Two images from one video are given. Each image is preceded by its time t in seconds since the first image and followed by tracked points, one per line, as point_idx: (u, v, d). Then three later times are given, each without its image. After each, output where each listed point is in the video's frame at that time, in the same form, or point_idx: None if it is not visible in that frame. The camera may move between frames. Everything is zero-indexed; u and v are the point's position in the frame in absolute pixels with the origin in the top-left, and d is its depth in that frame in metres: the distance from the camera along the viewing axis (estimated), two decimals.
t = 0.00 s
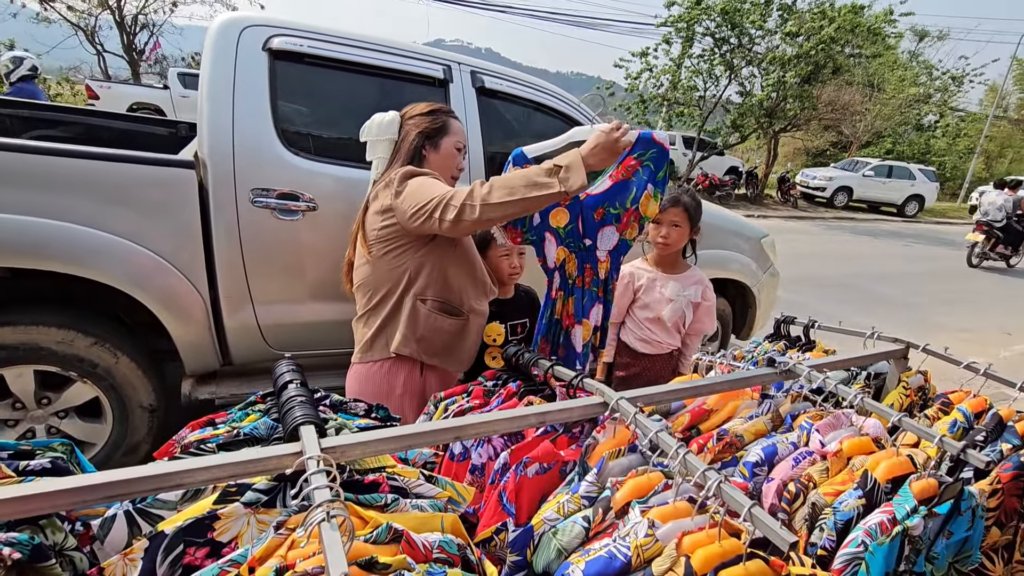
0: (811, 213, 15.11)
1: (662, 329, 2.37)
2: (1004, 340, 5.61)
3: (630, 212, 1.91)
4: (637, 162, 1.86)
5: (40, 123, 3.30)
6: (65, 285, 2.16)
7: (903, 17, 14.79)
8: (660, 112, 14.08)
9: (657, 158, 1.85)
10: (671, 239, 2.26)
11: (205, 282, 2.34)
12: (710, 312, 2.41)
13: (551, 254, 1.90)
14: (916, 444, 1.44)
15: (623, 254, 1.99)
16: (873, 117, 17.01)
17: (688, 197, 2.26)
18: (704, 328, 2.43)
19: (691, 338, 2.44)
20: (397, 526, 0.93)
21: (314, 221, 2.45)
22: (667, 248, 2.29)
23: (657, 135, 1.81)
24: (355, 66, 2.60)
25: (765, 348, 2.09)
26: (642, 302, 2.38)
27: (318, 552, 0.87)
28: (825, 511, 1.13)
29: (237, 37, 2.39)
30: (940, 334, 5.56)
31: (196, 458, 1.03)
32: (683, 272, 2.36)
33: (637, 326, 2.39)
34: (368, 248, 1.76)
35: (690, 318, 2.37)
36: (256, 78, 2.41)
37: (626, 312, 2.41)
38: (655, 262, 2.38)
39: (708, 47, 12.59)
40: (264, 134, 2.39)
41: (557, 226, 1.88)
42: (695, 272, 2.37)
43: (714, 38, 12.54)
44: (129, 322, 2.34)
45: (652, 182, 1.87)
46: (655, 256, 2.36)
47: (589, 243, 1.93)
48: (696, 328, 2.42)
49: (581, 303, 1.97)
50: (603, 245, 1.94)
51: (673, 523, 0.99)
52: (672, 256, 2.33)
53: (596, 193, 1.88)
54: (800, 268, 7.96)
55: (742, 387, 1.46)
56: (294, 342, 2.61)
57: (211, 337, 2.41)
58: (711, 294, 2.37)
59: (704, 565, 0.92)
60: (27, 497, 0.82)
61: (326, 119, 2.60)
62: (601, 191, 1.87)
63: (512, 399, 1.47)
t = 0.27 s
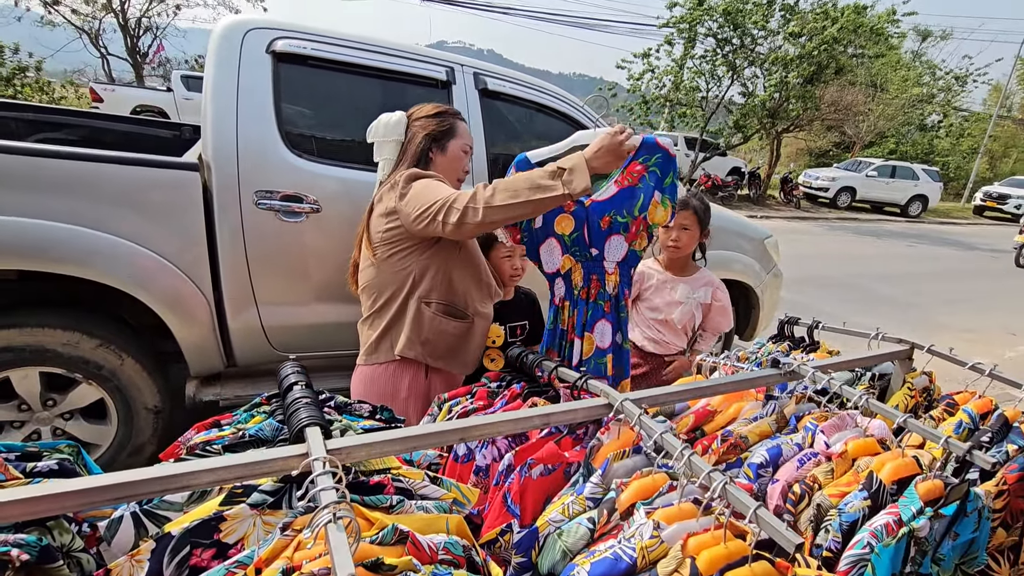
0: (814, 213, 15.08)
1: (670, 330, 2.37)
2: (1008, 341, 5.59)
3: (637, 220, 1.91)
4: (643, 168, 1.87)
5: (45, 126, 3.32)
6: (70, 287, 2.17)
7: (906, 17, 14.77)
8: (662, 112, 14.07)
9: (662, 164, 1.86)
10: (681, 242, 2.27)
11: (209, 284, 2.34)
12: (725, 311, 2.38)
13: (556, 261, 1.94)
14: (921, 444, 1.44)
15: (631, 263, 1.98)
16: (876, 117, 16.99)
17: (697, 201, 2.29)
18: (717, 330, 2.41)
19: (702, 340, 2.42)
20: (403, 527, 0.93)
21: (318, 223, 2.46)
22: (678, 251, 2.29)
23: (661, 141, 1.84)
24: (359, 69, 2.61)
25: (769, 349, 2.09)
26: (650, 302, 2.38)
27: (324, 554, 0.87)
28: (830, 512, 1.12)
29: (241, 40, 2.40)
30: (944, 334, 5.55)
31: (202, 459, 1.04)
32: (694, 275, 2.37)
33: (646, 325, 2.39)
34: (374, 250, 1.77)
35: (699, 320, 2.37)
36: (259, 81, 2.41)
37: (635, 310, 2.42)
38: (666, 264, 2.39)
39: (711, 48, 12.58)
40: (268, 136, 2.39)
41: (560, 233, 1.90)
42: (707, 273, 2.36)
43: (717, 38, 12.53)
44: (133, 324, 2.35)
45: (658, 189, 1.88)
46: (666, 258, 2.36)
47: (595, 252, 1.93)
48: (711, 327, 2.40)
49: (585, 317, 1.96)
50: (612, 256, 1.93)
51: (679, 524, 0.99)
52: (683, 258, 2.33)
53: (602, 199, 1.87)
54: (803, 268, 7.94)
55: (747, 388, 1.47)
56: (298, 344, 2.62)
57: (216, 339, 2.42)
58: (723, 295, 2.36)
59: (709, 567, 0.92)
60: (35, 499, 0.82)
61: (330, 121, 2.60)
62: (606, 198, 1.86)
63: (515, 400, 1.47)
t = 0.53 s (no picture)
0: (818, 214, 15.06)
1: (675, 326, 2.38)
2: (1013, 341, 5.57)
3: (641, 218, 1.91)
4: (645, 166, 1.87)
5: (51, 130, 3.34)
6: (77, 290, 2.18)
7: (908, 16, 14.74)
8: (665, 113, 14.07)
9: (665, 162, 1.86)
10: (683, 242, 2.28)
11: (214, 286, 2.36)
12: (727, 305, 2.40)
13: (561, 262, 1.93)
14: (925, 444, 1.44)
15: (638, 262, 1.96)
16: (880, 117, 16.94)
17: (697, 202, 2.29)
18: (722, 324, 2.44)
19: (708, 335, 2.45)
20: (408, 526, 0.94)
21: (321, 225, 2.47)
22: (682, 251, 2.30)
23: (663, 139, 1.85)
24: (362, 72, 2.62)
25: (771, 349, 2.09)
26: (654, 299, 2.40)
27: (330, 552, 0.88)
28: (833, 512, 1.13)
29: (245, 44, 2.42)
30: (949, 334, 5.54)
31: (210, 459, 1.05)
32: (699, 272, 2.38)
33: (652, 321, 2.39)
34: (377, 252, 1.79)
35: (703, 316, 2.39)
36: (263, 84, 2.43)
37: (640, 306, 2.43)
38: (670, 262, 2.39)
39: (713, 48, 12.58)
40: (271, 139, 2.41)
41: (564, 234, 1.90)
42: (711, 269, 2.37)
43: (719, 39, 12.53)
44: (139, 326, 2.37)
45: (662, 187, 1.88)
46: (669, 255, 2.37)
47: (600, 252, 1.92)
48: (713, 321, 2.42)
49: (591, 313, 1.96)
50: (615, 253, 1.92)
51: (682, 523, 1.00)
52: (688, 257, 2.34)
53: (605, 199, 1.88)
54: (806, 269, 7.93)
55: (750, 389, 1.47)
56: (302, 346, 2.63)
57: (221, 341, 2.43)
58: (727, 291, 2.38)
59: (712, 566, 0.92)
60: (46, 498, 0.83)
61: (333, 124, 2.62)
62: (610, 197, 1.86)
63: (518, 401, 1.48)
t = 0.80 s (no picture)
0: (820, 214, 15.05)
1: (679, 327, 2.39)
2: (1017, 340, 5.57)
3: (641, 222, 1.92)
4: (646, 172, 1.88)
5: (58, 135, 3.37)
6: (84, 294, 2.21)
7: (910, 16, 14.72)
8: (667, 115, 14.08)
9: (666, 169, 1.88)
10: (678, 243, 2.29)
11: (219, 289, 2.38)
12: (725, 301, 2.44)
13: (561, 261, 1.95)
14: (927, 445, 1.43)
15: (637, 266, 1.97)
16: (882, 117, 16.92)
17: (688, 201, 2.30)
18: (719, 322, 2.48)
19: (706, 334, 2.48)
20: (415, 525, 0.95)
21: (325, 228, 2.49)
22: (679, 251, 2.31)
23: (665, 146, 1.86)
24: (365, 76, 2.64)
25: (774, 350, 2.10)
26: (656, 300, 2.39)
27: (339, 551, 0.90)
28: (835, 511, 1.14)
29: (250, 49, 2.44)
30: (952, 335, 5.53)
31: (219, 460, 1.07)
32: (697, 272, 2.40)
33: (656, 324, 2.38)
34: (382, 255, 1.80)
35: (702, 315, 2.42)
36: (267, 89, 2.45)
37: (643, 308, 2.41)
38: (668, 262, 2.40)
39: (714, 50, 12.59)
40: (276, 144, 2.43)
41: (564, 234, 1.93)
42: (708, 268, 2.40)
43: (720, 40, 12.55)
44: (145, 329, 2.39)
45: (663, 192, 1.89)
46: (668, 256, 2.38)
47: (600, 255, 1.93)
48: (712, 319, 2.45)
49: (593, 315, 1.96)
50: (614, 256, 1.93)
51: (685, 522, 1.01)
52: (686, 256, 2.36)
53: (605, 202, 1.89)
54: (809, 270, 7.93)
55: (752, 390, 1.48)
56: (306, 348, 2.64)
57: (226, 343, 2.45)
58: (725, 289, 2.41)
59: (715, 565, 0.93)
60: (60, 498, 0.85)
61: (336, 128, 2.64)
62: (609, 200, 1.87)
63: (523, 402, 1.49)
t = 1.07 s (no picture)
0: (822, 215, 15.03)
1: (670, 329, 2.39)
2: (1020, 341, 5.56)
3: (642, 237, 1.87)
4: (648, 187, 1.84)
5: (61, 139, 3.39)
6: (87, 297, 2.21)
7: (911, 16, 14.70)
8: (668, 116, 14.08)
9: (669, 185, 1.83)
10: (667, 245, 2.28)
11: (221, 291, 2.39)
12: (721, 304, 2.40)
13: (563, 272, 1.95)
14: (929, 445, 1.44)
15: (637, 281, 1.91)
16: (884, 117, 16.90)
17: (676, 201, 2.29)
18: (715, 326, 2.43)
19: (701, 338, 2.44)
20: (418, 526, 0.96)
21: (327, 230, 2.50)
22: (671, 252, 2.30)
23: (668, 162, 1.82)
24: (367, 78, 2.65)
25: (775, 351, 2.10)
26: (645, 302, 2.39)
27: (343, 552, 0.90)
28: (838, 511, 1.13)
29: (252, 52, 2.45)
30: (954, 335, 5.52)
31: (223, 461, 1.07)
32: (688, 272, 2.38)
33: (645, 323, 2.40)
34: (385, 256, 1.81)
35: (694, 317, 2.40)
36: (269, 92, 2.46)
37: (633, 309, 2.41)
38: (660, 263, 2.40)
39: (715, 51, 12.60)
40: (278, 146, 2.44)
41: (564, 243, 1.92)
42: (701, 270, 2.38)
43: (721, 41, 12.55)
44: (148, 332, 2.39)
45: (663, 210, 1.84)
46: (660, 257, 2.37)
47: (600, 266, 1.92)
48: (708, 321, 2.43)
49: (591, 326, 1.96)
50: (615, 269, 1.89)
51: (687, 523, 1.01)
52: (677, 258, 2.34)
53: (606, 214, 1.86)
54: (811, 270, 7.92)
55: (754, 390, 1.48)
56: (308, 350, 2.65)
57: (228, 345, 2.46)
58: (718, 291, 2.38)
59: (717, 565, 0.93)
60: (65, 499, 0.85)
61: (338, 131, 2.65)
62: (610, 213, 1.84)
63: (524, 403, 1.50)
